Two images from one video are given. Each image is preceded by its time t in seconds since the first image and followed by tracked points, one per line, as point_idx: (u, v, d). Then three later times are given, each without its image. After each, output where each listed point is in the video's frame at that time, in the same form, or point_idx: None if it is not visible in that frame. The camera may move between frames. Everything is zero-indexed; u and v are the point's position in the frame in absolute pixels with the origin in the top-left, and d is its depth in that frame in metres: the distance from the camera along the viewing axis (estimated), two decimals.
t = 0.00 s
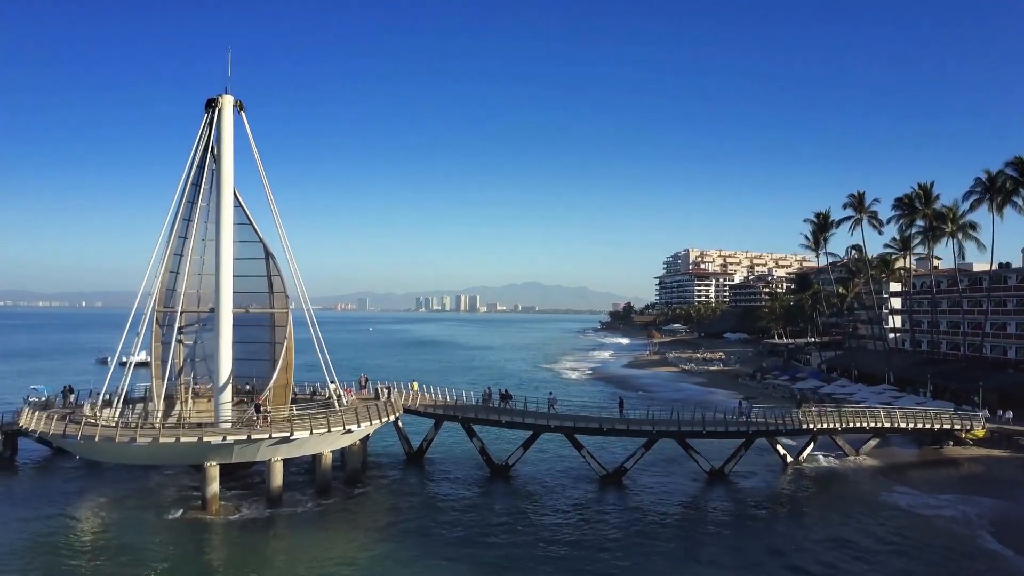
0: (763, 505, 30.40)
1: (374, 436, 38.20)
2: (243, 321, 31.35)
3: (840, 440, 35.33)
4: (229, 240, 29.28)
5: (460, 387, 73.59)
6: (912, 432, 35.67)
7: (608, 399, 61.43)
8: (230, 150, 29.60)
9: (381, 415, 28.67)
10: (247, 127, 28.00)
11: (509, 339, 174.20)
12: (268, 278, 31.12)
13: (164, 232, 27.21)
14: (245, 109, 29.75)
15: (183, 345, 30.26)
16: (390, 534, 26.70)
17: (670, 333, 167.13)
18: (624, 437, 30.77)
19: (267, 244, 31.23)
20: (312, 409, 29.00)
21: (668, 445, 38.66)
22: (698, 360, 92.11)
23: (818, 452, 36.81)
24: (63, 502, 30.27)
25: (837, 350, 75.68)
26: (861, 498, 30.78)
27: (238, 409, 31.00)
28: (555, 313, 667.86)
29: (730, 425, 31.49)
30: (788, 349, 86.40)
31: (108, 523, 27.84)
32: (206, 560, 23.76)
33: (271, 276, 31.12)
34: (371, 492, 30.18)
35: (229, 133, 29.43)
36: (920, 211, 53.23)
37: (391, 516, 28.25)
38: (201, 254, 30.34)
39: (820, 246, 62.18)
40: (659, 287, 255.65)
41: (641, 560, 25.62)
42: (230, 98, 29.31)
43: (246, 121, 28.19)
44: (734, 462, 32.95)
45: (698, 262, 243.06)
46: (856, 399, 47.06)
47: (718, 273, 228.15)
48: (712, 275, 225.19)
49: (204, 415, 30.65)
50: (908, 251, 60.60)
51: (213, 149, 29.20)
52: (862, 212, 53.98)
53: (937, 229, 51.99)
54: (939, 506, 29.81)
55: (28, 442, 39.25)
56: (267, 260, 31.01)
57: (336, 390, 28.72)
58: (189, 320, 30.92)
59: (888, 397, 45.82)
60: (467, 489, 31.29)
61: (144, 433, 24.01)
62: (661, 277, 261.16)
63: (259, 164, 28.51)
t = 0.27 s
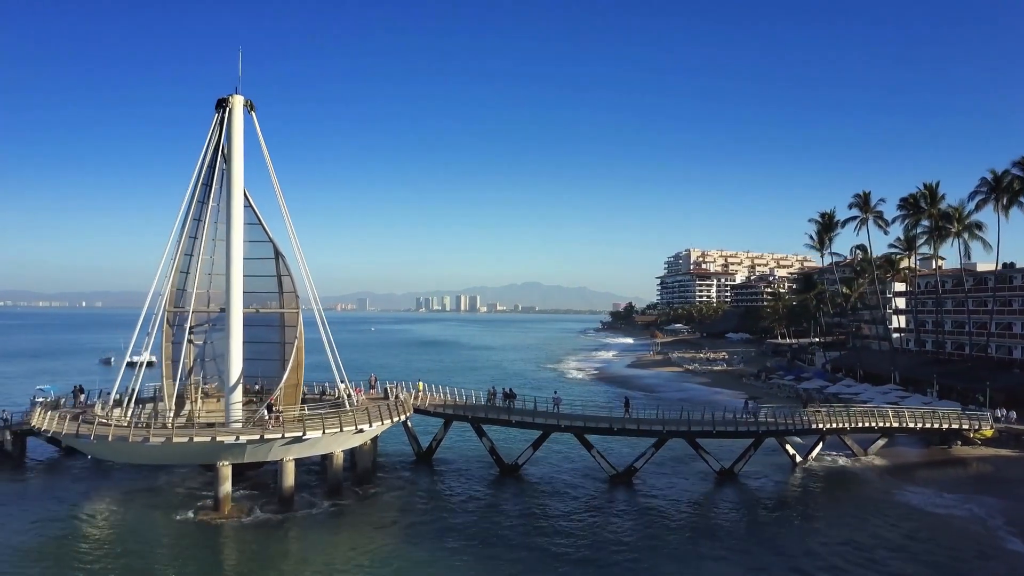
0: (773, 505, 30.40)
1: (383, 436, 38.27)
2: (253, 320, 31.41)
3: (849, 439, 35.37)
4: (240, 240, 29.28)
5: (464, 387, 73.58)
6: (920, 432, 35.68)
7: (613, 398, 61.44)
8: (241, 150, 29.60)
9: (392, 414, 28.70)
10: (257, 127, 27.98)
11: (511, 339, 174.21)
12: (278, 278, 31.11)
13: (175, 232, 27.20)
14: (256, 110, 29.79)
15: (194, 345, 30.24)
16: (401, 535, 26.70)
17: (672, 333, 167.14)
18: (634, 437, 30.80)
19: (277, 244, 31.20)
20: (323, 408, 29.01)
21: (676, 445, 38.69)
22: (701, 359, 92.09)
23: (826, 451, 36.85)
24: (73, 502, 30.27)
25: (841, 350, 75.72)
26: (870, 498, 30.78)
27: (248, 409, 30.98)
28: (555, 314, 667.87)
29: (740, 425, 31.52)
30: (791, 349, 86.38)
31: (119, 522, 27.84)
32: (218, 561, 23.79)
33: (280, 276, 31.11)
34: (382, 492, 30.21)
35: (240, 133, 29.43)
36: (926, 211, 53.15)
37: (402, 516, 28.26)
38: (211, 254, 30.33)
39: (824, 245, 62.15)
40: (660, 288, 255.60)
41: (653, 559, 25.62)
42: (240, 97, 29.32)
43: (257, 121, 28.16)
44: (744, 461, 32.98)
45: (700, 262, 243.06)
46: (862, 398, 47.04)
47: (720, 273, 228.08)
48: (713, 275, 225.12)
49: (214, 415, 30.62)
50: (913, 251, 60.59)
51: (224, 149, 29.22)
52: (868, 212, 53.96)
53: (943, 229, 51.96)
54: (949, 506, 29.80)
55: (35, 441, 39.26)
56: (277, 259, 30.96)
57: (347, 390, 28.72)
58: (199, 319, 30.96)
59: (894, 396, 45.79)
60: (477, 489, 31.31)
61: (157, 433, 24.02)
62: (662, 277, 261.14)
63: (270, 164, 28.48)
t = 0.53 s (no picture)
0: (784, 505, 30.46)
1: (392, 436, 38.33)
2: (264, 320, 31.42)
3: (858, 439, 35.41)
4: (251, 240, 29.29)
5: (469, 387, 73.60)
6: (929, 432, 35.73)
7: (618, 398, 61.44)
8: (252, 150, 29.65)
9: (404, 414, 28.72)
10: (269, 127, 28.00)
11: (512, 339, 174.08)
12: (289, 278, 31.03)
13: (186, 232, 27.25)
14: (268, 110, 29.83)
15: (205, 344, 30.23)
16: (414, 535, 26.75)
17: (674, 333, 167.12)
18: (645, 437, 30.90)
19: (288, 244, 31.14)
20: (335, 409, 29.05)
21: (685, 445, 38.74)
22: (705, 359, 92.13)
23: (836, 452, 36.90)
24: (84, 501, 30.29)
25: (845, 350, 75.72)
26: (881, 498, 30.83)
27: (258, 409, 30.95)
28: (556, 314, 667.85)
29: (751, 425, 31.65)
30: (795, 349, 86.40)
31: (132, 522, 27.88)
32: (233, 560, 23.85)
33: (291, 277, 31.02)
34: (393, 492, 30.27)
35: (251, 134, 29.51)
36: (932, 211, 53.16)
37: (414, 517, 28.27)
38: (223, 254, 30.35)
39: (830, 245, 62.17)
40: (662, 288, 255.52)
41: (667, 559, 25.65)
42: (252, 98, 29.41)
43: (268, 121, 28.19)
44: (754, 462, 33.05)
45: (701, 262, 243.10)
46: (869, 399, 47.02)
47: (721, 273, 228.08)
48: (715, 275, 225.11)
49: (225, 415, 30.61)
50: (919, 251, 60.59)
51: (236, 150, 29.29)
52: (874, 212, 53.98)
53: (949, 229, 51.97)
54: (960, 505, 29.84)
55: (44, 441, 39.29)
56: (287, 259, 30.88)
57: (359, 390, 28.74)
58: (210, 320, 31.00)
59: (902, 396, 45.83)
60: (488, 488, 31.36)
61: (172, 433, 24.09)
62: (663, 277, 261.21)
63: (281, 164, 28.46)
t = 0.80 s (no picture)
0: (793, 505, 30.49)
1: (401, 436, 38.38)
2: (274, 321, 31.43)
3: (866, 440, 35.46)
4: (261, 241, 29.30)
5: (472, 387, 73.62)
6: (938, 432, 35.78)
7: (623, 398, 61.47)
8: (263, 150, 29.66)
9: (415, 415, 28.74)
10: (279, 128, 28.00)
11: (514, 339, 174.07)
12: (299, 279, 31.05)
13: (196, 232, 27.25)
14: (278, 110, 29.83)
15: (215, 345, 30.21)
16: (425, 535, 26.78)
17: (676, 333, 167.14)
18: (655, 437, 31.04)
19: (298, 244, 31.17)
20: (346, 409, 29.07)
21: (694, 446, 38.79)
22: (708, 359, 92.20)
23: (844, 452, 36.94)
24: (94, 501, 30.35)
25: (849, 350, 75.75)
26: (890, 498, 30.87)
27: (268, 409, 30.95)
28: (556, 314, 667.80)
29: (760, 425, 31.80)
30: (798, 349, 86.45)
31: (142, 522, 27.89)
32: (245, 561, 23.89)
33: (301, 277, 31.05)
34: (404, 493, 30.32)
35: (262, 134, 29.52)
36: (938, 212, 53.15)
37: (423, 516, 28.33)
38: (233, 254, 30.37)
39: (834, 246, 62.17)
40: (663, 288, 255.53)
41: (679, 559, 25.69)
42: (263, 98, 29.42)
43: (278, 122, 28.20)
44: (763, 462, 33.11)
45: (702, 262, 243.19)
46: (875, 399, 47.07)
47: (722, 273, 228.14)
48: (716, 275, 225.16)
49: (235, 415, 30.62)
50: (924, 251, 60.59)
51: (246, 150, 29.31)
52: (879, 212, 53.99)
53: (955, 229, 51.97)
54: (969, 506, 29.86)
55: (52, 441, 39.33)
56: (297, 260, 30.91)
57: (370, 390, 28.76)
58: (220, 320, 31.00)
59: (908, 397, 45.88)
60: (497, 489, 31.41)
61: (184, 433, 24.13)
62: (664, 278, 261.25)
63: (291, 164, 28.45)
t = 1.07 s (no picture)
0: (803, 506, 30.55)
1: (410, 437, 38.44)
2: (284, 321, 31.46)
3: (875, 440, 35.53)
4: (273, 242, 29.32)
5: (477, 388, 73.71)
6: (947, 433, 35.84)
7: (628, 398, 61.56)
8: (274, 151, 29.68)
9: (427, 416, 28.77)
10: (290, 129, 28.01)
11: (516, 339, 174.15)
12: (309, 279, 31.08)
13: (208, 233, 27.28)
14: (289, 111, 29.84)
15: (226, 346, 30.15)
16: (437, 536, 26.83)
17: (678, 332, 167.24)
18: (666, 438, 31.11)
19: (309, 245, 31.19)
20: (358, 410, 29.12)
21: (703, 446, 38.84)
22: (712, 360, 92.26)
23: (852, 453, 37.00)
24: (105, 502, 30.38)
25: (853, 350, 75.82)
26: (900, 498, 30.93)
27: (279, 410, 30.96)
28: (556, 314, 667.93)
29: (770, 426, 31.86)
30: (802, 349, 86.50)
31: (154, 522, 27.92)
32: (259, 561, 23.93)
33: (311, 278, 31.06)
34: (415, 493, 30.38)
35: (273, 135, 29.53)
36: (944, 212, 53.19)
37: (434, 517, 28.37)
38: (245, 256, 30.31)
39: (839, 246, 62.22)
40: (664, 288, 255.63)
41: (692, 559, 25.73)
42: (274, 99, 29.43)
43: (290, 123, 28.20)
44: (773, 463, 33.18)
45: (703, 262, 243.42)
46: (882, 399, 47.11)
47: (724, 273, 228.28)
48: (717, 275, 225.29)
49: (246, 416, 30.68)
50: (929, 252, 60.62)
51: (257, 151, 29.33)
52: (885, 212, 54.04)
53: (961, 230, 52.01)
54: (979, 506, 29.92)
55: (62, 441, 39.40)
56: (308, 261, 30.95)
57: (382, 390, 28.80)
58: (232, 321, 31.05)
59: (915, 397, 45.93)
60: (508, 489, 31.46)
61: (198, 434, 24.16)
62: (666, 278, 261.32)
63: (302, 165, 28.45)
